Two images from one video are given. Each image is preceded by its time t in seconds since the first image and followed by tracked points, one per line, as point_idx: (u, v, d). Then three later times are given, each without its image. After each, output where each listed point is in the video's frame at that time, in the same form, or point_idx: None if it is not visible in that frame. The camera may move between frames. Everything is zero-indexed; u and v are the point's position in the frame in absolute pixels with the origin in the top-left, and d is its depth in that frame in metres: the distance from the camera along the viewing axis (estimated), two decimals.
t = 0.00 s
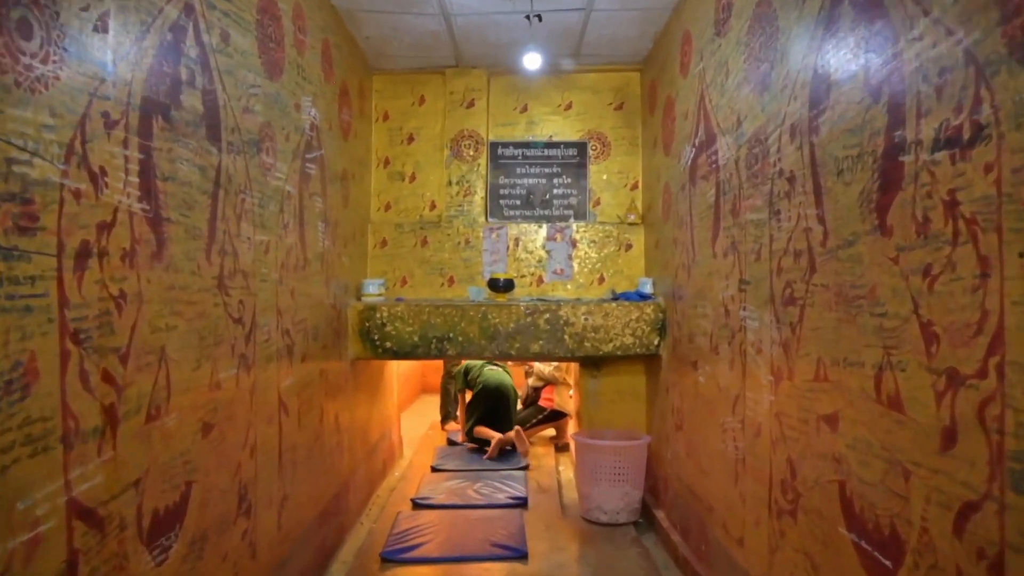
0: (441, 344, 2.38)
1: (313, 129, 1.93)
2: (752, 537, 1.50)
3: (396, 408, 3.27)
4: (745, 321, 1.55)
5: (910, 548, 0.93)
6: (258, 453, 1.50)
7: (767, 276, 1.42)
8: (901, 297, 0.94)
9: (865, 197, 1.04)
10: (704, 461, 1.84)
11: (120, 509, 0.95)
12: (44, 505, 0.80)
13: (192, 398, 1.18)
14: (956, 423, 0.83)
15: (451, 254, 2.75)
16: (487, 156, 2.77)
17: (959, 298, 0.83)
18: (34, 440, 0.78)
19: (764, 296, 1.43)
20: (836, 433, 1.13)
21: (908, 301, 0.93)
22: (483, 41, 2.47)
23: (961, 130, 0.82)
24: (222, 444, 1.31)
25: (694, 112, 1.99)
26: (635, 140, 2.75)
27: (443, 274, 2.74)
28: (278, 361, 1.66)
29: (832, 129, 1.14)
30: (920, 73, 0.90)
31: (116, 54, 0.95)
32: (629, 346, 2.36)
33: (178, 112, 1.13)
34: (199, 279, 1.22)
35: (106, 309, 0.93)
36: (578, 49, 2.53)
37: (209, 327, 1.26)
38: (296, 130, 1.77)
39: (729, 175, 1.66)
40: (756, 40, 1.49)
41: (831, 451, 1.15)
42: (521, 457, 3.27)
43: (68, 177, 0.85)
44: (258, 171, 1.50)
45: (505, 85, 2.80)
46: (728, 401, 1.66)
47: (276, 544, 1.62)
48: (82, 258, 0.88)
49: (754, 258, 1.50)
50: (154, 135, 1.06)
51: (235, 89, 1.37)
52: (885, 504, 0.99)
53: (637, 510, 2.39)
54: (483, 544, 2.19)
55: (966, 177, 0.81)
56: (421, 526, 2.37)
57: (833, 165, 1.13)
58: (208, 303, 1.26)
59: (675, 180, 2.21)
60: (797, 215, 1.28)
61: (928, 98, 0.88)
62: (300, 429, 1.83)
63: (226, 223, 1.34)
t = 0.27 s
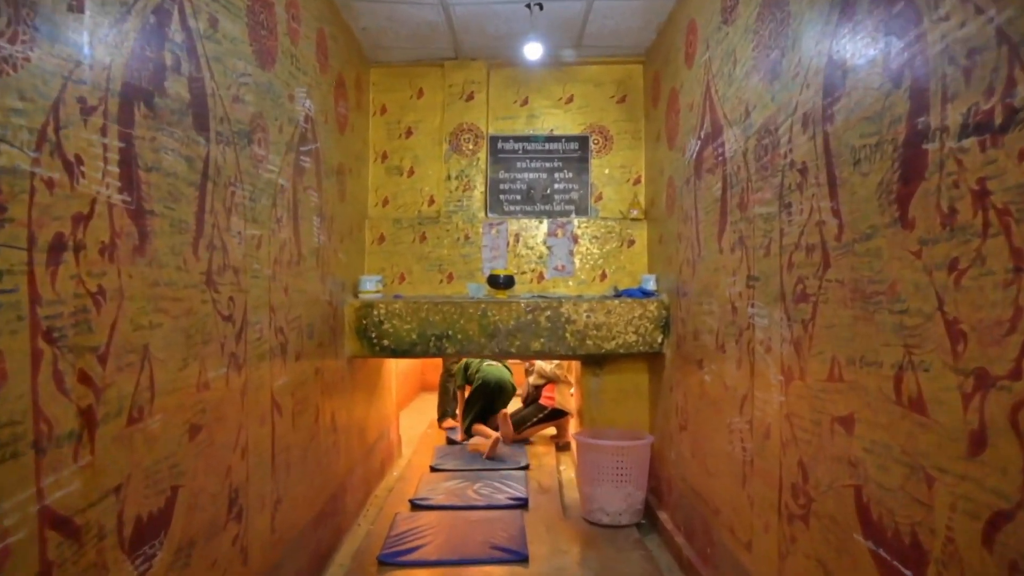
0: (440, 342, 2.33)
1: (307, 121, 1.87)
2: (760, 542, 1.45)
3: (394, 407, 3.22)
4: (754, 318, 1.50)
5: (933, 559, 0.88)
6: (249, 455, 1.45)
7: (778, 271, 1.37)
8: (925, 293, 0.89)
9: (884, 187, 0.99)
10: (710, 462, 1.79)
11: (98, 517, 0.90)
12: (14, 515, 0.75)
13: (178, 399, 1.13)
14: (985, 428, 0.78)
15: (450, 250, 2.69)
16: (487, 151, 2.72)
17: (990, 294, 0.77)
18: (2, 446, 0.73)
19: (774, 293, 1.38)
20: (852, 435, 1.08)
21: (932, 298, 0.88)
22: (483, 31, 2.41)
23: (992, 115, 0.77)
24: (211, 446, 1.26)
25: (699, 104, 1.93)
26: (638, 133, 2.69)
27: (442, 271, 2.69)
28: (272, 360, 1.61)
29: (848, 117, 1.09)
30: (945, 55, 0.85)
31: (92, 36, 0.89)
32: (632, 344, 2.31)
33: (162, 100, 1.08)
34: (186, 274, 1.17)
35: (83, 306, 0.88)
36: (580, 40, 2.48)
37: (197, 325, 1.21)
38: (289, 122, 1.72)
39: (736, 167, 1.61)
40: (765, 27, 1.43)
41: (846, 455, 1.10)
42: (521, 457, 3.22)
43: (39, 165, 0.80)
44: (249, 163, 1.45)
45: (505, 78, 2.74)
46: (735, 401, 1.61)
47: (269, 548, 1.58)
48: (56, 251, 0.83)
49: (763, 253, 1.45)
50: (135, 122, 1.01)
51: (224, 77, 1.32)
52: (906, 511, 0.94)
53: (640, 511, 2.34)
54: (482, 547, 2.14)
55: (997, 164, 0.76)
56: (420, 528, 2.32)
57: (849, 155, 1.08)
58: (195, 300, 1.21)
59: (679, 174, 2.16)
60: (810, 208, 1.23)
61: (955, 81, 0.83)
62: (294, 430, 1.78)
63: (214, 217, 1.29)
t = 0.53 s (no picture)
0: (438, 338, 2.26)
1: (299, 108, 1.80)
2: (773, 547, 1.38)
3: (392, 404, 3.16)
4: (766, 313, 1.43)
5: (968, 572, 0.81)
6: (237, 456, 1.38)
7: (793, 264, 1.30)
8: (960, 285, 0.82)
9: (913, 172, 0.92)
10: (718, 463, 1.73)
11: (65, 527, 0.84)
12: None
13: (157, 399, 1.06)
14: None
15: (448, 244, 2.62)
16: (486, 141, 2.65)
17: None
18: None
19: (789, 286, 1.31)
20: (875, 438, 1.01)
21: (969, 290, 0.81)
22: (482, 17, 2.34)
23: None
24: (194, 448, 1.19)
25: (707, 90, 1.86)
26: (641, 124, 2.62)
27: (440, 264, 2.62)
28: (262, 357, 1.54)
29: (872, 97, 1.02)
30: (987, 25, 0.78)
31: (57, 4, 0.82)
32: (636, 341, 2.24)
33: (138, 78, 1.01)
34: (165, 266, 1.10)
35: (47, 299, 0.81)
36: (583, 26, 2.40)
37: (178, 320, 1.14)
38: (280, 108, 1.64)
39: (747, 155, 1.54)
40: (780, 7, 1.36)
41: (868, 458, 1.03)
42: (521, 455, 3.16)
43: None
44: (237, 150, 1.38)
45: (506, 66, 2.67)
46: (746, 400, 1.54)
47: (258, 553, 1.51)
48: (15, 239, 0.76)
49: (776, 244, 1.38)
50: (107, 101, 0.93)
51: (208, 58, 1.24)
52: (937, 520, 0.87)
53: (644, 512, 2.28)
54: (481, 549, 2.08)
55: None
56: (417, 529, 2.25)
57: (874, 138, 1.01)
58: (177, 294, 1.14)
59: (685, 164, 2.09)
60: (829, 196, 1.16)
61: (998, 53, 0.76)
62: (286, 430, 1.71)
63: (198, 205, 1.22)
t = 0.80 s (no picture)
0: (437, 336, 2.21)
1: (293, 99, 1.75)
2: (783, 554, 1.33)
3: (390, 402, 3.10)
4: (776, 310, 1.38)
5: None
6: (227, 459, 1.33)
7: (806, 259, 1.24)
8: (993, 282, 0.77)
9: (940, 161, 0.86)
10: (725, 465, 1.68)
11: (37, 540, 0.78)
12: None
13: (139, 401, 1.01)
14: None
15: (447, 239, 2.57)
16: (486, 134, 2.59)
17: None
18: None
19: (802, 283, 1.26)
20: (896, 443, 0.96)
21: (1003, 288, 0.75)
22: (482, 6, 2.28)
23: None
24: (180, 452, 1.14)
25: (714, 81, 1.80)
26: (645, 117, 2.56)
27: (439, 260, 2.56)
28: (254, 356, 1.49)
29: (894, 82, 0.96)
30: None
31: None
32: (639, 338, 2.18)
33: (117, 63, 0.95)
34: (149, 261, 1.04)
35: (15, 296, 0.75)
36: (585, 15, 2.35)
37: (163, 318, 1.09)
38: (272, 99, 1.59)
39: (757, 147, 1.48)
40: None
41: (888, 464, 0.98)
42: (522, 454, 3.11)
43: None
44: (226, 141, 1.32)
45: (506, 58, 2.61)
46: (755, 401, 1.49)
47: (250, 559, 1.46)
48: None
49: (788, 239, 1.32)
50: (83, 86, 0.88)
51: (195, 43, 1.19)
52: (965, 532, 0.82)
53: (647, 513, 2.23)
54: (481, 553, 2.02)
55: None
56: (416, 531, 2.20)
57: (896, 127, 0.95)
58: (161, 291, 1.08)
59: (690, 158, 2.03)
60: (846, 188, 1.10)
61: None
62: (280, 431, 1.66)
63: (184, 198, 1.16)
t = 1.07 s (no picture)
0: (436, 334, 2.16)
1: (287, 90, 1.69)
2: (796, 562, 1.28)
3: (389, 401, 3.05)
4: (789, 309, 1.32)
5: None
6: (217, 464, 1.28)
7: (821, 255, 1.19)
8: None
9: (971, 150, 0.81)
10: (733, 468, 1.62)
11: (6, 556, 0.73)
12: None
13: (121, 405, 0.96)
14: None
15: (447, 235, 2.52)
16: (486, 128, 2.53)
17: None
18: None
19: (816, 280, 1.21)
20: (920, 450, 0.91)
21: None
22: None
23: None
24: (166, 458, 1.08)
25: (721, 71, 1.75)
26: (649, 110, 2.51)
27: (438, 257, 2.51)
28: (246, 355, 1.43)
29: (920, 68, 0.91)
30: None
31: None
32: (643, 337, 2.13)
33: (95, 46, 0.90)
34: (131, 257, 0.99)
35: None
36: (588, 5, 2.29)
37: (147, 318, 1.03)
38: (264, 89, 1.53)
39: (767, 139, 1.42)
40: None
41: (911, 472, 0.93)
42: (522, 453, 3.05)
43: None
44: (215, 132, 1.27)
45: (507, 49, 2.55)
46: (765, 402, 1.43)
47: (243, 566, 1.41)
48: None
49: (801, 234, 1.27)
50: (57, 70, 0.82)
51: (181, 28, 1.13)
52: (997, 546, 0.77)
53: (652, 516, 2.18)
54: (481, 556, 1.97)
55: None
56: (415, 534, 2.15)
57: (922, 114, 0.90)
58: (145, 289, 1.03)
59: (696, 152, 1.98)
60: (865, 180, 1.05)
61: None
62: (274, 432, 1.60)
63: (170, 191, 1.11)
